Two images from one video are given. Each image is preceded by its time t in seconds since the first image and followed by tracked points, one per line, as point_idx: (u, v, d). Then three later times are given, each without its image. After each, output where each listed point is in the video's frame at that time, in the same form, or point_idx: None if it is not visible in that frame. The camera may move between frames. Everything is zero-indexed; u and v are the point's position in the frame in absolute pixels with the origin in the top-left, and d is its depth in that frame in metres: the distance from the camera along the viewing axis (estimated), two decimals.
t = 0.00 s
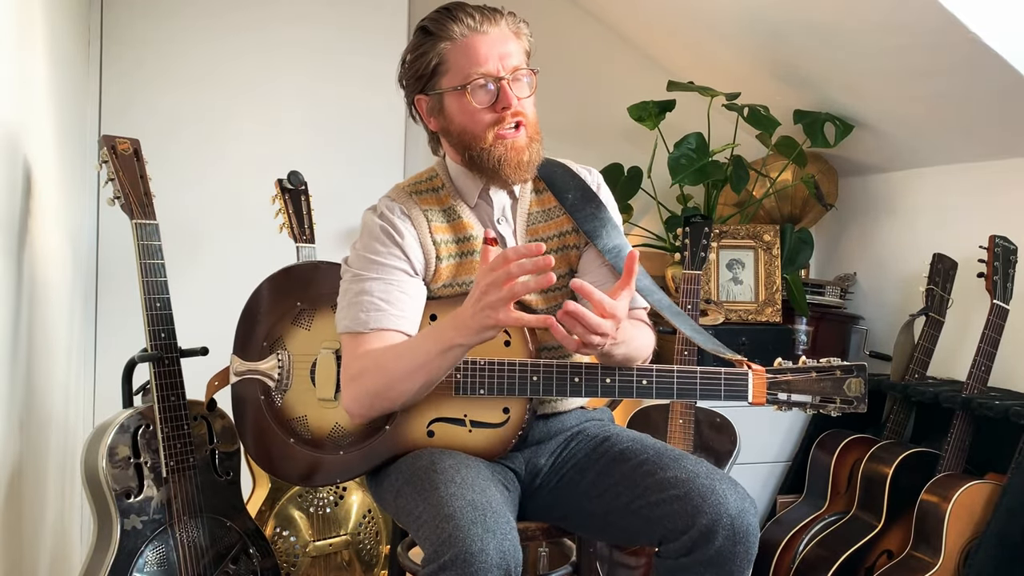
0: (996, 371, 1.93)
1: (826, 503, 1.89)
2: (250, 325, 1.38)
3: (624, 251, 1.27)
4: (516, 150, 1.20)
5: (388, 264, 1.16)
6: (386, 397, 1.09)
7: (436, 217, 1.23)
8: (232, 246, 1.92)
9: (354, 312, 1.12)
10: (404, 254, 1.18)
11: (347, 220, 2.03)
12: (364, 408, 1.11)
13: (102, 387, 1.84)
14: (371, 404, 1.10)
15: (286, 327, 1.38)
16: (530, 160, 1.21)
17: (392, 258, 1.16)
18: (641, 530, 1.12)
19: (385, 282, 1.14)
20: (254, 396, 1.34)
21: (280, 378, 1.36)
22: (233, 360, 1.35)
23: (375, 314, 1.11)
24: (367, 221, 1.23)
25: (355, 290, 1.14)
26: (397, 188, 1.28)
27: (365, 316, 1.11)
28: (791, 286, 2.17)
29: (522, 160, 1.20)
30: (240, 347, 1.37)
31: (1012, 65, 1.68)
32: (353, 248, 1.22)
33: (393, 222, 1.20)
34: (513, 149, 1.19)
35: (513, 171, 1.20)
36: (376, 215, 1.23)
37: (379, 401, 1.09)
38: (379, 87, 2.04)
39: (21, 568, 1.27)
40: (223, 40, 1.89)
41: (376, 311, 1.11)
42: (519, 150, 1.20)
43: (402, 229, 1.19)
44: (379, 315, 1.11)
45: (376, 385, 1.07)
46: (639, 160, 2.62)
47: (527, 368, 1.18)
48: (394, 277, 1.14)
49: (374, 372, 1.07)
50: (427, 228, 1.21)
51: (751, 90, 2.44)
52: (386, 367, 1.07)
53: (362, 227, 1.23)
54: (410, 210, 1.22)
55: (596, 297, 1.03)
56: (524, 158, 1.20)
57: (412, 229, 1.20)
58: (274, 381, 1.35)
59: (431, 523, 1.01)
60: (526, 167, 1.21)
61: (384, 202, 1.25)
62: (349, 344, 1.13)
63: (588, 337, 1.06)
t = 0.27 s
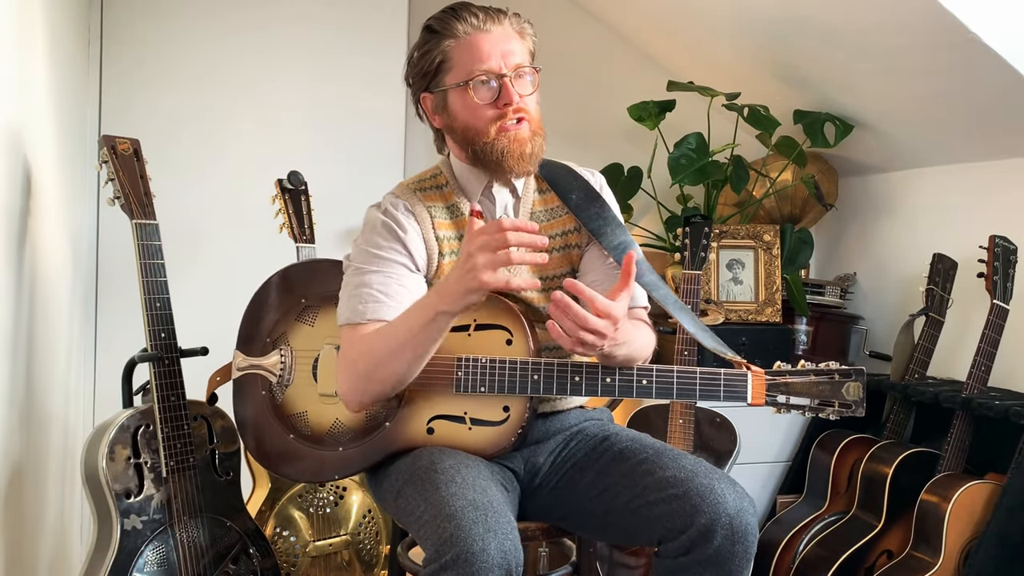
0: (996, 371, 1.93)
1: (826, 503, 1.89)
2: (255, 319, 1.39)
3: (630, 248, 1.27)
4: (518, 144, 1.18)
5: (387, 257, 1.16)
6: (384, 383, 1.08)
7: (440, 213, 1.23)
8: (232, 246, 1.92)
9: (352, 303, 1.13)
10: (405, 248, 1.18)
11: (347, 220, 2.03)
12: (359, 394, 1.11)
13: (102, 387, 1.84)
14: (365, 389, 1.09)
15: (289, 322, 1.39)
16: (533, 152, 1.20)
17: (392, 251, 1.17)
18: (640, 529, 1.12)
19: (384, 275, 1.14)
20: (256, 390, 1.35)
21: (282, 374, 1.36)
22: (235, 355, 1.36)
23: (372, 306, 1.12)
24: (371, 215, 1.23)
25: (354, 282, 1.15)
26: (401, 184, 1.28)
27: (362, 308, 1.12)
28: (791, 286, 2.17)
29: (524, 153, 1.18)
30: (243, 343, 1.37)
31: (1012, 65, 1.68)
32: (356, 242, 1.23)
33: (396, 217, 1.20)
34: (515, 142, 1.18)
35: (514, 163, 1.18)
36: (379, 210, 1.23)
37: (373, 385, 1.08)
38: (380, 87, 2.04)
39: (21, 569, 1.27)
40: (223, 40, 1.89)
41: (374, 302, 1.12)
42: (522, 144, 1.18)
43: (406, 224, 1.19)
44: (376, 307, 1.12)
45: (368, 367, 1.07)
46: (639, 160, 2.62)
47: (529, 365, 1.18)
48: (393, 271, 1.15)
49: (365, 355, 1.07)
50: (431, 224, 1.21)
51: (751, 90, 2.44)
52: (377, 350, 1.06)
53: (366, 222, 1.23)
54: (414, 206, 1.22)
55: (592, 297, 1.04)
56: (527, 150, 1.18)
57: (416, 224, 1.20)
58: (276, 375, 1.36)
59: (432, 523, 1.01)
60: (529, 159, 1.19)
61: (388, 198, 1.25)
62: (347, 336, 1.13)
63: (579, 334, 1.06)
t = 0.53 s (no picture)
0: (996, 371, 1.93)
1: (826, 503, 1.89)
2: (258, 317, 1.39)
3: (637, 246, 1.27)
4: (515, 139, 1.19)
5: (386, 247, 1.16)
6: (389, 365, 1.06)
7: (441, 206, 1.23)
8: (232, 246, 1.92)
9: (349, 291, 1.13)
10: (404, 239, 1.18)
11: (348, 220, 2.03)
12: (354, 376, 1.09)
13: (102, 387, 1.84)
14: (360, 368, 1.07)
15: (294, 318, 1.39)
16: (530, 149, 1.21)
17: (391, 242, 1.17)
18: (640, 529, 1.12)
19: (382, 264, 1.14)
20: (257, 385, 1.35)
21: (285, 368, 1.35)
22: (237, 349, 1.35)
23: (370, 293, 1.11)
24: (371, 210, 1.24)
25: (353, 272, 1.15)
26: (404, 178, 1.28)
27: (359, 295, 1.12)
28: (791, 286, 2.18)
29: (519, 149, 1.19)
30: (247, 338, 1.38)
31: (1012, 65, 1.68)
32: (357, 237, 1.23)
33: (396, 208, 1.20)
34: (512, 138, 1.19)
35: (511, 159, 1.20)
36: (379, 203, 1.24)
37: (367, 363, 1.07)
38: (380, 87, 2.04)
39: (21, 568, 1.27)
40: (223, 40, 1.89)
41: (372, 290, 1.12)
42: (518, 140, 1.19)
43: (405, 215, 1.19)
44: (373, 294, 1.11)
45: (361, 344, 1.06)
46: (639, 160, 2.62)
47: (531, 366, 1.18)
48: (391, 261, 1.15)
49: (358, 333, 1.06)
50: (432, 216, 1.21)
51: (751, 91, 2.44)
52: (377, 332, 1.04)
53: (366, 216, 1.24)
54: (415, 199, 1.23)
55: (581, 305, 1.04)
56: (524, 146, 1.19)
57: (415, 216, 1.21)
58: (278, 370, 1.35)
59: (434, 523, 1.01)
60: (525, 155, 1.20)
61: (390, 191, 1.25)
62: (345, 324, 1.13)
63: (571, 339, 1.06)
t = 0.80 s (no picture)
0: (996, 371, 1.93)
1: (826, 503, 1.89)
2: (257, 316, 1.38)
3: (639, 248, 1.27)
4: (519, 135, 1.18)
5: (392, 251, 1.16)
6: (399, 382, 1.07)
7: (443, 207, 1.23)
8: (232, 246, 1.92)
9: (358, 296, 1.13)
10: (408, 242, 1.18)
11: (347, 220, 2.03)
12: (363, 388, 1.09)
13: (102, 387, 1.84)
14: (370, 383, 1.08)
15: (292, 318, 1.38)
16: (534, 146, 1.20)
17: (396, 246, 1.17)
18: (640, 530, 1.12)
19: (389, 268, 1.14)
20: (257, 386, 1.35)
21: (284, 370, 1.35)
22: (237, 349, 1.35)
23: (378, 298, 1.11)
24: (373, 211, 1.23)
25: (360, 276, 1.15)
26: (406, 178, 1.28)
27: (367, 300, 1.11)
28: (791, 286, 2.18)
29: (524, 145, 1.18)
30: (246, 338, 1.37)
31: (1012, 65, 1.68)
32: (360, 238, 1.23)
33: (399, 210, 1.20)
34: (516, 134, 1.18)
35: (516, 156, 1.19)
36: (381, 204, 1.23)
37: (378, 380, 1.07)
38: (380, 87, 2.04)
39: (21, 568, 1.27)
40: (223, 40, 1.89)
41: (380, 295, 1.12)
42: (523, 136, 1.18)
43: (409, 218, 1.19)
44: (382, 299, 1.11)
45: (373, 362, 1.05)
46: (639, 160, 2.62)
47: (533, 370, 1.18)
48: (398, 265, 1.15)
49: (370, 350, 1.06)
50: (435, 218, 1.21)
51: (751, 91, 2.44)
52: (390, 353, 1.04)
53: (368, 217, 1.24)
54: (417, 199, 1.22)
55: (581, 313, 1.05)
56: (527, 143, 1.18)
57: (419, 217, 1.21)
58: (278, 371, 1.35)
59: (432, 523, 1.01)
60: (530, 152, 1.19)
61: (393, 191, 1.25)
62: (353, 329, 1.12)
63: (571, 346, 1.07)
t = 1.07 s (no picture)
0: (996, 371, 1.93)
1: (826, 503, 1.89)
2: (255, 318, 1.37)
3: (637, 249, 1.27)
4: (534, 143, 1.20)
5: (397, 262, 1.15)
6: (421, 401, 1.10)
7: (443, 213, 1.23)
8: (231, 246, 1.92)
9: (363, 309, 1.12)
10: (411, 250, 1.17)
11: (347, 220, 2.03)
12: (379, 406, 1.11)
13: (102, 387, 1.84)
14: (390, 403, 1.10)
15: (290, 322, 1.37)
16: (548, 154, 1.22)
17: (401, 256, 1.16)
18: (644, 529, 1.12)
19: (394, 279, 1.14)
20: (256, 390, 1.34)
21: (284, 374, 1.35)
22: (235, 354, 1.34)
23: (386, 312, 1.12)
24: (373, 217, 1.23)
25: (364, 287, 1.14)
26: (404, 183, 1.27)
27: (375, 313, 1.11)
28: (791, 286, 2.17)
29: (539, 154, 1.20)
30: (243, 344, 1.36)
31: (1012, 64, 1.68)
32: (359, 244, 1.22)
33: (401, 218, 1.20)
34: (531, 142, 1.19)
35: (530, 164, 1.20)
36: (382, 210, 1.23)
37: (400, 401, 1.09)
38: (380, 87, 2.04)
39: (21, 568, 1.27)
40: (223, 40, 1.89)
41: (387, 308, 1.12)
42: (537, 144, 1.20)
43: (411, 226, 1.19)
44: (389, 313, 1.11)
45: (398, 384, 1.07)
46: (639, 160, 2.62)
47: (537, 373, 1.18)
48: (402, 275, 1.14)
49: (394, 372, 1.07)
50: (436, 225, 1.20)
51: (751, 91, 2.44)
52: (418, 377, 1.07)
53: (368, 223, 1.23)
54: (417, 206, 1.22)
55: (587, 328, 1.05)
56: (542, 152, 1.20)
57: (419, 225, 1.20)
58: (278, 375, 1.35)
59: (435, 524, 1.01)
60: (543, 161, 1.21)
61: (391, 197, 1.24)
62: (360, 341, 1.12)
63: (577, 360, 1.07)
